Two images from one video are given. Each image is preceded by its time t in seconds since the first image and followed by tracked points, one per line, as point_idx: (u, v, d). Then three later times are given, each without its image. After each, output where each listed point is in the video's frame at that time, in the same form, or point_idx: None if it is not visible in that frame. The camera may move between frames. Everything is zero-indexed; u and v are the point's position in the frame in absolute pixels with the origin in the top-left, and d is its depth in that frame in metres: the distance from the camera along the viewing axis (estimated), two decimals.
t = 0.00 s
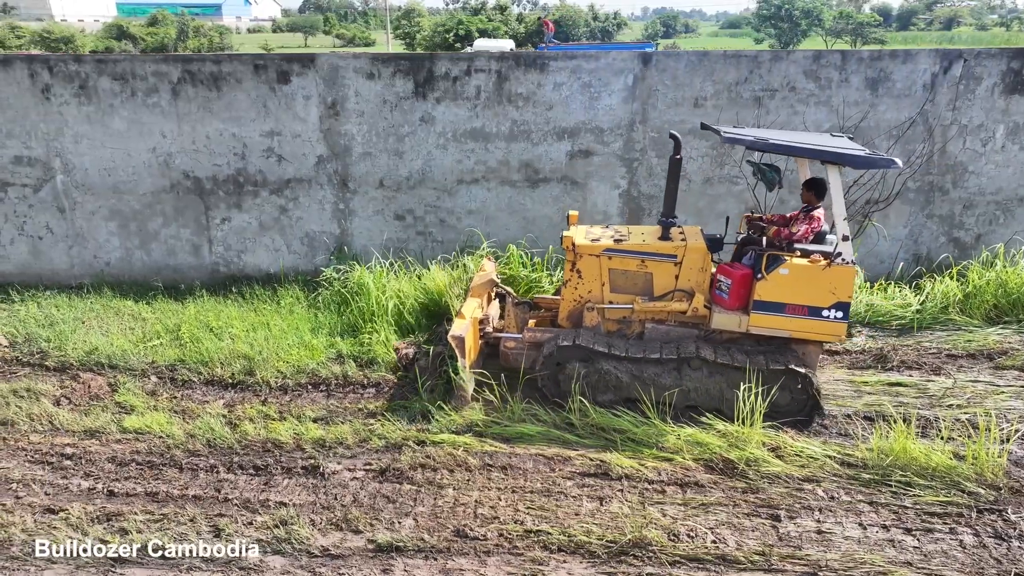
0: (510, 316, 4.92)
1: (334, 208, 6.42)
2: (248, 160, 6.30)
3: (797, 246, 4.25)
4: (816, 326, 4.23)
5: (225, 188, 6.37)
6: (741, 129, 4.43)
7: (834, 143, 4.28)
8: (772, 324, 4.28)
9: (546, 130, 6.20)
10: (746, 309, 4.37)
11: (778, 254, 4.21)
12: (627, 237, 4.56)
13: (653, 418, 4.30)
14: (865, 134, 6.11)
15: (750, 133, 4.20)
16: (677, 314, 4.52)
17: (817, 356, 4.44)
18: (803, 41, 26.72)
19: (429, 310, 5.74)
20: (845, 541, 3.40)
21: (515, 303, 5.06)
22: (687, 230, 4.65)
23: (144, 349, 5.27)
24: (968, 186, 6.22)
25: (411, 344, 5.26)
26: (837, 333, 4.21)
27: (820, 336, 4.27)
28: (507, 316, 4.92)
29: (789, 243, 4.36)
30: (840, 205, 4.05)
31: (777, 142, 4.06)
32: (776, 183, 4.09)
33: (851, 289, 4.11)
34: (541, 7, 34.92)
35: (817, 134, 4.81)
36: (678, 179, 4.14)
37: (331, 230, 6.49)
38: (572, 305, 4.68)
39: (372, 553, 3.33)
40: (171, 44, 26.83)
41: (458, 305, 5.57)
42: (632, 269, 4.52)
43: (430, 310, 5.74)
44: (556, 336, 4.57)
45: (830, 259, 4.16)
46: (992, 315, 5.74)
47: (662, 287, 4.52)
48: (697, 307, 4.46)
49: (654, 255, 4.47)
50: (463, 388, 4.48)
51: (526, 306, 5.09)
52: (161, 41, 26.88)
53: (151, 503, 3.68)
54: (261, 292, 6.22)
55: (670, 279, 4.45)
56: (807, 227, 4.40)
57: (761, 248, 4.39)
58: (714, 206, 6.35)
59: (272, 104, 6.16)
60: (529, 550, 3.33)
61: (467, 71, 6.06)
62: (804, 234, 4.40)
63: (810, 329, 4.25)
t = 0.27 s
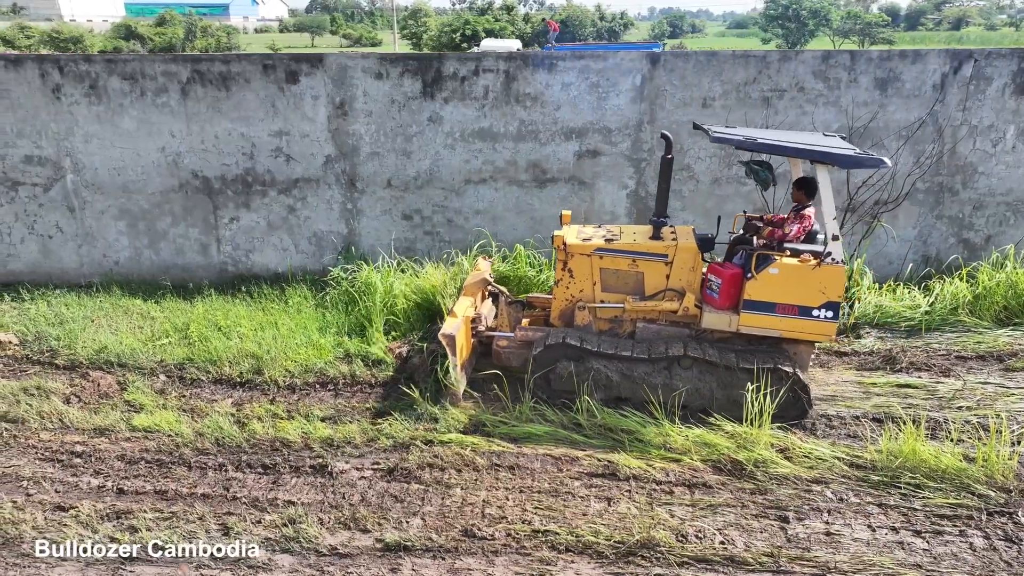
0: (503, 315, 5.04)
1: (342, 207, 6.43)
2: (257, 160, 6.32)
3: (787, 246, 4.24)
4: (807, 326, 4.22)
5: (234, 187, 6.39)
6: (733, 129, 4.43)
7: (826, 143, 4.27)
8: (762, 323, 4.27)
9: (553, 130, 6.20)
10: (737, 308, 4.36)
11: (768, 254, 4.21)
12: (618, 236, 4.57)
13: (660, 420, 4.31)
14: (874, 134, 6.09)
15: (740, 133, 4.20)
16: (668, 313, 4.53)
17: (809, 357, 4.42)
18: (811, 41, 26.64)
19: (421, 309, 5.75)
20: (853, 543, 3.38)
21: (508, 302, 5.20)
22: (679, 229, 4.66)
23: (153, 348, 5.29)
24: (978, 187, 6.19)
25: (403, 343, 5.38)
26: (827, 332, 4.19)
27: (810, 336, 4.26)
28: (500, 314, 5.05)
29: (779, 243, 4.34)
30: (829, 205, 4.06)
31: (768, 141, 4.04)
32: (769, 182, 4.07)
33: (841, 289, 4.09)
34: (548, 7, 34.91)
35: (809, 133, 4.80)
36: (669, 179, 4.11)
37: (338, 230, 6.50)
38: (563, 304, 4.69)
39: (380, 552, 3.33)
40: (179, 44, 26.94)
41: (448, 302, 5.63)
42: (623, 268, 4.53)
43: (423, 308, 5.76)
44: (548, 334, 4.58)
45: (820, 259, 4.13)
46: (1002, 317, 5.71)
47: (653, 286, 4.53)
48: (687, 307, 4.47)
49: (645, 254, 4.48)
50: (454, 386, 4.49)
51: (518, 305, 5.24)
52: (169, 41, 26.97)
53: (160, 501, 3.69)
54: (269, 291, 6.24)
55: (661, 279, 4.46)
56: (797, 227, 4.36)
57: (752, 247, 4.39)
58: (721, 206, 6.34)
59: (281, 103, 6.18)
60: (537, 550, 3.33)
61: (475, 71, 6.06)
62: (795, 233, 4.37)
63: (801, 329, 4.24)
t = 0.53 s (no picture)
0: (493, 314, 5.01)
1: (347, 207, 6.44)
2: (262, 160, 6.34)
3: (773, 245, 4.21)
4: (793, 325, 4.22)
5: (239, 187, 6.41)
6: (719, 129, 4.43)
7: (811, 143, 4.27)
8: (749, 322, 4.27)
9: (558, 130, 6.19)
10: (724, 308, 4.34)
11: (754, 254, 4.22)
12: (606, 236, 4.58)
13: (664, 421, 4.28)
14: (880, 135, 6.07)
15: (725, 133, 4.21)
16: (655, 312, 4.55)
17: (797, 354, 4.44)
18: (816, 42, 26.56)
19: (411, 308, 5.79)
20: (859, 544, 3.37)
21: (498, 300, 5.13)
22: (666, 229, 4.67)
23: (159, 347, 5.31)
24: (984, 188, 6.17)
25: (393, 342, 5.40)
26: (813, 331, 4.20)
27: (797, 335, 4.27)
28: (490, 313, 5.02)
29: (765, 243, 4.30)
30: (813, 206, 4.10)
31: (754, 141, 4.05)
32: (753, 181, 4.03)
33: (827, 288, 4.09)
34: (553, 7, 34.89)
35: (798, 133, 4.80)
36: (656, 179, 4.14)
37: (343, 229, 6.51)
38: (551, 303, 4.71)
39: (385, 552, 3.33)
40: (185, 45, 27.00)
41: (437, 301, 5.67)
42: (610, 268, 4.54)
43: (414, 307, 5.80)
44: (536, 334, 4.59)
45: (805, 258, 4.14)
46: (1008, 318, 5.69)
47: (641, 286, 4.54)
48: (674, 306, 4.48)
49: (632, 254, 4.49)
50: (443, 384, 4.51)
51: (509, 303, 5.16)
52: (174, 41, 27.02)
53: (166, 500, 3.70)
54: (274, 290, 6.25)
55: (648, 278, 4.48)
56: (786, 227, 4.32)
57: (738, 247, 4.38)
58: (726, 207, 6.32)
59: (286, 103, 6.19)
60: (541, 551, 3.33)
61: (480, 71, 6.07)
62: (782, 233, 4.33)
63: (787, 328, 4.25)
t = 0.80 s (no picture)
0: (485, 314, 5.14)
1: (354, 207, 6.46)
2: (269, 159, 6.36)
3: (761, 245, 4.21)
4: (781, 324, 4.21)
5: (246, 187, 6.43)
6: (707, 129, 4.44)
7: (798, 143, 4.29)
8: (737, 322, 4.27)
9: (565, 130, 6.19)
10: (713, 308, 4.36)
11: (743, 253, 4.22)
12: (596, 237, 4.66)
13: (671, 421, 4.28)
14: (888, 136, 6.04)
15: (712, 133, 4.22)
16: (645, 312, 4.58)
17: (787, 354, 4.43)
18: (825, 42, 26.44)
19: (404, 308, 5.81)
20: (865, 547, 3.36)
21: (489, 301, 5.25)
22: (657, 229, 4.72)
23: (166, 345, 5.33)
24: (994, 189, 6.14)
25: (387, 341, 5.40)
26: (802, 331, 4.18)
27: (786, 335, 4.25)
28: (482, 312, 5.15)
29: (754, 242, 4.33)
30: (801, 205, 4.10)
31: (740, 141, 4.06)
32: (738, 181, 4.04)
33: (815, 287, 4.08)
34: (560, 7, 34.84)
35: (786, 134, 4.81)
36: (647, 178, 4.15)
37: (350, 229, 6.53)
38: (542, 304, 4.78)
39: (390, 551, 3.34)
40: (194, 44, 27.10)
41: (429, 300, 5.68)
42: (600, 268, 4.60)
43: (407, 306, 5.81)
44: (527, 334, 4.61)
45: (793, 257, 4.13)
46: (1018, 320, 5.65)
47: (631, 286, 4.59)
48: (664, 306, 4.52)
49: (621, 254, 4.55)
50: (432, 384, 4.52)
51: (500, 303, 5.27)
52: (182, 41, 27.12)
53: (173, 498, 3.72)
54: (281, 290, 6.27)
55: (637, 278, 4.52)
56: (775, 226, 4.35)
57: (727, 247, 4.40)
58: (734, 207, 6.31)
59: (294, 103, 6.21)
60: (546, 551, 3.32)
61: (487, 71, 6.07)
62: (772, 233, 4.35)
63: (776, 327, 4.23)
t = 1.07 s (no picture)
0: (483, 313, 5.20)
1: (367, 206, 6.49)
2: (284, 159, 6.40)
3: (754, 245, 4.22)
4: (776, 324, 4.21)
5: (261, 186, 6.48)
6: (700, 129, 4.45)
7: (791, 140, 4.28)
8: (731, 322, 4.27)
9: (579, 130, 6.18)
10: (707, 307, 4.38)
11: (736, 253, 4.22)
12: (591, 237, 4.66)
13: (683, 422, 4.26)
14: (904, 137, 5.99)
15: (703, 133, 4.23)
16: (640, 313, 4.59)
17: (783, 354, 4.44)
18: (841, 43, 26.21)
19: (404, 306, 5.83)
20: (878, 551, 3.32)
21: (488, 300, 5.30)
22: (652, 229, 4.71)
23: (181, 343, 5.38)
24: (1012, 192, 6.07)
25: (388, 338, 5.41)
26: (797, 331, 4.18)
27: (781, 334, 4.25)
28: (481, 311, 5.20)
29: (746, 241, 4.31)
30: (793, 202, 4.09)
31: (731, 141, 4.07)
32: (731, 181, 4.05)
33: (809, 286, 4.07)
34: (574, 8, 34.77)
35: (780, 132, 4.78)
36: (642, 179, 4.16)
37: (363, 228, 6.55)
38: (538, 304, 4.79)
39: (401, 550, 3.35)
40: (209, 44, 27.27)
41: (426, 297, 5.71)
42: (595, 269, 4.61)
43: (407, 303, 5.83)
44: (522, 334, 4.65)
45: (787, 256, 4.13)
46: None
47: (626, 287, 4.60)
48: (658, 306, 4.52)
49: (616, 254, 4.55)
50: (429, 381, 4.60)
51: (499, 302, 5.32)
52: (198, 41, 27.31)
53: (186, 494, 3.75)
54: (294, 289, 6.31)
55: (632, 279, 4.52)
56: (767, 225, 4.33)
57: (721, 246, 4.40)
58: (748, 208, 6.27)
59: (308, 103, 6.24)
60: (556, 552, 3.32)
61: (501, 71, 6.07)
62: (764, 233, 4.33)
63: (770, 327, 4.23)
